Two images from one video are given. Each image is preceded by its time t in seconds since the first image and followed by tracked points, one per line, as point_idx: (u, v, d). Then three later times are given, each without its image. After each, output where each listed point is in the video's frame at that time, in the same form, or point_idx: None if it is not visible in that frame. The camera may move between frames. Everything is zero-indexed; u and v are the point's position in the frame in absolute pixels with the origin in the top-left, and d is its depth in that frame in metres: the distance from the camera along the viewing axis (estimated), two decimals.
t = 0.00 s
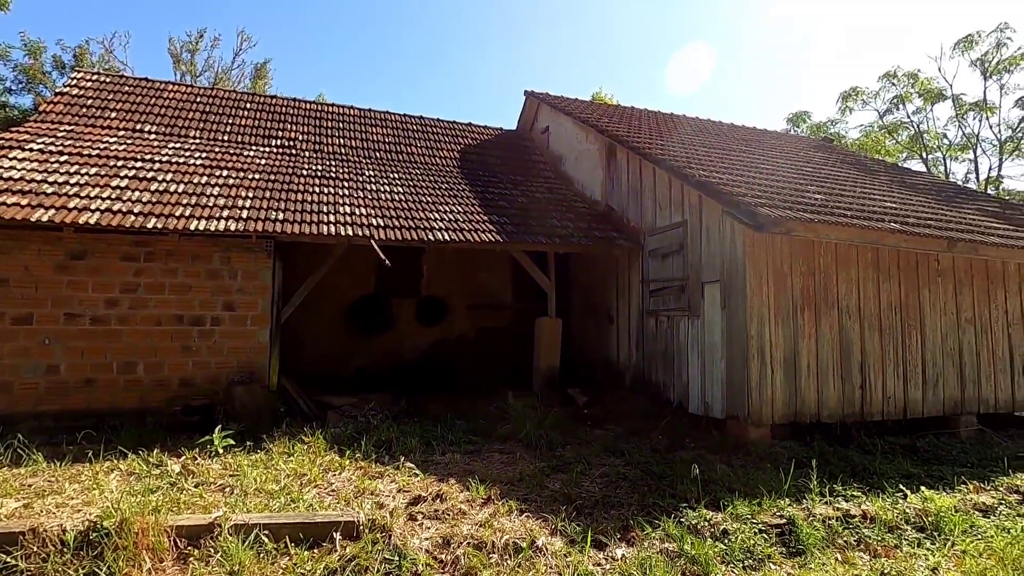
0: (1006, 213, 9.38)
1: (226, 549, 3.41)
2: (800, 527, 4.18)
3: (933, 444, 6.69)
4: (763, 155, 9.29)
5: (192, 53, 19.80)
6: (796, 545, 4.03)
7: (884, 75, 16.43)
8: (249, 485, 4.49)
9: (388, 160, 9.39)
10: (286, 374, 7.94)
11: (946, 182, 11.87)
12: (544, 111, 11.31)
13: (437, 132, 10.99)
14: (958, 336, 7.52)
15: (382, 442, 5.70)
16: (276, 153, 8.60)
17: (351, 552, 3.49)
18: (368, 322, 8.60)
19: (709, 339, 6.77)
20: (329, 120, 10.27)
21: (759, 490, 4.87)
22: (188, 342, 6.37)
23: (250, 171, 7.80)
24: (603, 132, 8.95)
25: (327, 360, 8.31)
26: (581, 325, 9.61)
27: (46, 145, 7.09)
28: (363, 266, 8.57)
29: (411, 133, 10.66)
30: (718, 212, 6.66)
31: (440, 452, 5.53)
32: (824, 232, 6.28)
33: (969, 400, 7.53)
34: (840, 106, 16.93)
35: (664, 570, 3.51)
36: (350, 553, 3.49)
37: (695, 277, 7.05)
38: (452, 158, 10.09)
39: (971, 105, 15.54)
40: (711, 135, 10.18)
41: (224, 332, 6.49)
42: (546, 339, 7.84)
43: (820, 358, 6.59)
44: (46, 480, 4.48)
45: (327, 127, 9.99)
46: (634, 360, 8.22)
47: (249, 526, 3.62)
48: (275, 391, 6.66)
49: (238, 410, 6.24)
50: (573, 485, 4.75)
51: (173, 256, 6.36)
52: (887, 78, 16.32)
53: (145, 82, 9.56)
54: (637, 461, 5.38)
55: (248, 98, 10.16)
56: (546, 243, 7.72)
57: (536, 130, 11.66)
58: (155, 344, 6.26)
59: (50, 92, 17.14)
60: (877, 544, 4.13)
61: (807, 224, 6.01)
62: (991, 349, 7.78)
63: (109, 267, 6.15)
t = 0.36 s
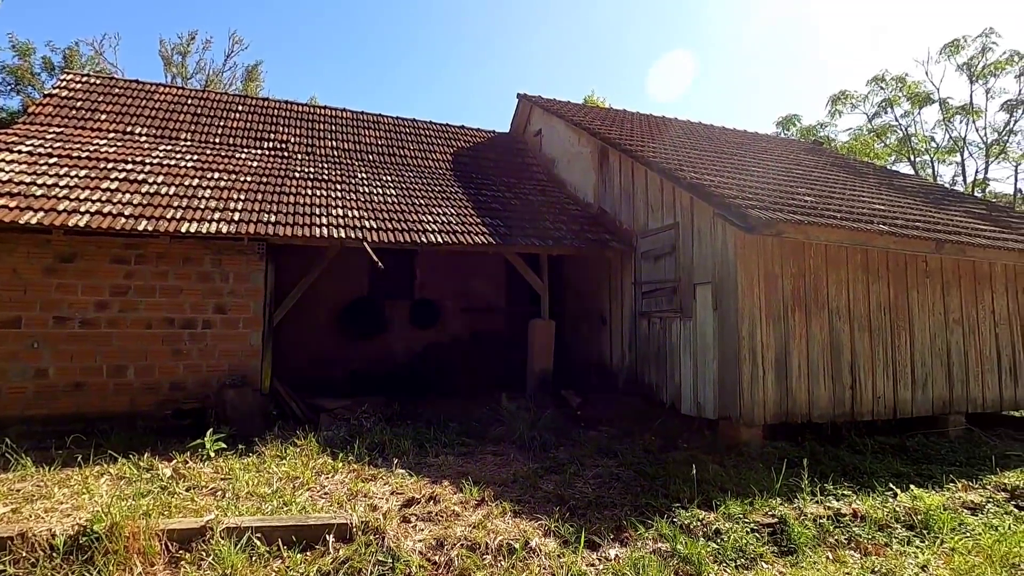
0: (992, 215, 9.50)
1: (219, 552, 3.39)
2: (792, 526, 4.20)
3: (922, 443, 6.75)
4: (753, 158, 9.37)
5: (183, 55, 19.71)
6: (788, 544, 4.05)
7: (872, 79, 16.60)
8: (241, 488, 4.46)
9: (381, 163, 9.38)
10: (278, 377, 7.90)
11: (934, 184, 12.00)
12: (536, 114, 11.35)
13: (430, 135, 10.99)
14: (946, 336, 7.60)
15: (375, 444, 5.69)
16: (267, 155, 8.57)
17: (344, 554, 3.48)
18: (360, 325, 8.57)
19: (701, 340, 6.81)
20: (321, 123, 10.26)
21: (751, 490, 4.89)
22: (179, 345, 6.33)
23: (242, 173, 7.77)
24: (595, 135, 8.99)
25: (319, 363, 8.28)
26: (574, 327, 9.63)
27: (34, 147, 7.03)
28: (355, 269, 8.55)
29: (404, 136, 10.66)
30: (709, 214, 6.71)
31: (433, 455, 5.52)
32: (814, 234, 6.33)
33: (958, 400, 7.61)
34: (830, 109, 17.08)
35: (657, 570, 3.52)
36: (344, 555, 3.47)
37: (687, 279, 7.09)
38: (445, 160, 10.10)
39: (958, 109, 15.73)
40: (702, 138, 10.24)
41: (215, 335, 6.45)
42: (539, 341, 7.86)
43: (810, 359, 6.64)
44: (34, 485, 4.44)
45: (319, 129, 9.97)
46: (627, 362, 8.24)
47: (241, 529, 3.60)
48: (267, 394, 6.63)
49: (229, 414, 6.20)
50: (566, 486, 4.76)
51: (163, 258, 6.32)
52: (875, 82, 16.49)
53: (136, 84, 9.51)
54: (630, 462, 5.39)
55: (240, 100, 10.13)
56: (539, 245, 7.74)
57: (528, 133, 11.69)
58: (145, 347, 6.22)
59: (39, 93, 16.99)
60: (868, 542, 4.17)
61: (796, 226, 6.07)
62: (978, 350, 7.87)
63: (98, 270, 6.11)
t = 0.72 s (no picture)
0: (989, 215, 9.51)
1: (212, 554, 3.38)
2: (788, 527, 4.19)
3: (919, 443, 6.74)
4: (750, 158, 9.37)
5: (181, 57, 19.72)
6: (786, 545, 4.04)
7: (869, 80, 16.64)
8: (237, 490, 4.45)
9: (378, 164, 9.37)
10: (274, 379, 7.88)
11: (931, 184, 12.01)
12: (533, 115, 11.35)
13: (427, 136, 10.99)
14: (943, 336, 7.60)
15: (371, 446, 5.67)
16: (264, 156, 8.56)
17: (338, 556, 3.47)
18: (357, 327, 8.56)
19: (697, 341, 6.80)
20: (318, 124, 10.25)
21: (747, 490, 4.88)
22: (175, 346, 6.32)
23: (238, 175, 7.76)
24: (592, 135, 8.98)
25: (316, 365, 8.26)
26: (571, 327, 9.63)
27: (30, 148, 7.02)
28: (352, 270, 8.54)
29: (401, 137, 10.65)
30: (706, 214, 6.70)
31: (430, 456, 5.50)
32: (810, 234, 6.33)
33: (955, 400, 7.61)
34: (827, 110, 17.11)
35: (653, 571, 3.51)
36: (338, 557, 3.46)
37: (684, 279, 7.08)
38: (442, 161, 10.10)
39: (954, 109, 15.77)
40: (699, 139, 10.23)
41: (211, 336, 6.43)
42: (536, 342, 7.85)
43: (808, 358, 6.64)
44: (28, 488, 4.42)
45: (316, 130, 9.97)
46: (624, 363, 8.24)
47: (235, 531, 3.59)
48: (264, 395, 6.62)
49: (225, 416, 6.19)
50: (563, 487, 4.75)
51: (159, 260, 6.31)
52: (872, 82, 16.53)
53: (132, 86, 9.50)
54: (627, 463, 5.39)
55: (237, 102, 10.12)
56: (536, 246, 7.73)
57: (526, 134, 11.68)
58: (141, 349, 6.20)
59: (34, 95, 16.98)
60: (865, 542, 4.16)
61: (793, 225, 6.07)
62: (975, 349, 7.87)
63: (94, 272, 6.09)
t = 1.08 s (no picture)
0: (991, 214, 9.45)
1: (208, 555, 3.36)
2: (789, 528, 4.16)
3: (921, 444, 6.70)
4: (750, 157, 9.33)
5: (181, 57, 19.74)
6: (786, 546, 4.01)
7: (871, 78, 16.58)
8: (234, 491, 4.43)
9: (378, 164, 9.36)
10: (274, 380, 7.87)
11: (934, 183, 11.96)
12: (534, 115, 11.32)
13: (427, 136, 10.97)
14: (945, 336, 7.56)
15: (370, 446, 5.65)
16: (263, 156, 8.55)
17: (335, 557, 3.45)
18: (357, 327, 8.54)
19: (698, 341, 6.77)
20: (318, 124, 10.24)
21: (747, 491, 4.85)
22: (174, 347, 6.30)
23: (237, 175, 7.75)
24: (592, 135, 8.96)
25: (316, 366, 8.25)
26: (571, 327, 9.60)
27: (29, 149, 7.02)
28: (352, 271, 8.53)
29: (401, 137, 10.63)
30: (706, 214, 6.67)
31: (428, 456, 5.49)
32: (811, 233, 6.29)
33: (958, 400, 7.57)
34: (828, 109, 17.06)
35: (651, 572, 3.49)
36: (334, 558, 3.44)
37: (684, 279, 7.05)
38: (442, 161, 10.08)
39: (956, 108, 15.71)
40: (700, 138, 10.19)
41: (210, 337, 6.42)
42: (537, 342, 7.83)
43: (809, 359, 6.60)
44: (25, 489, 4.41)
45: (316, 131, 9.96)
46: (625, 363, 8.21)
47: (231, 532, 3.57)
48: (263, 396, 6.61)
49: (224, 416, 6.18)
50: (562, 488, 4.72)
51: (158, 260, 6.30)
52: (874, 81, 16.47)
53: (132, 86, 9.50)
54: (627, 463, 5.36)
55: (237, 102, 10.11)
56: (536, 246, 7.70)
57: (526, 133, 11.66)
58: (140, 350, 6.19)
59: (34, 96, 17.01)
60: (866, 544, 4.13)
61: (793, 224, 6.03)
62: (978, 349, 7.82)
63: (93, 272, 6.08)
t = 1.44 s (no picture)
0: (997, 212, 9.38)
1: (207, 555, 3.35)
2: (792, 529, 4.12)
3: (926, 443, 6.64)
4: (753, 155, 9.28)
5: (184, 57, 19.77)
6: (789, 547, 3.97)
7: (875, 75, 16.48)
8: (234, 490, 4.42)
9: (379, 162, 9.34)
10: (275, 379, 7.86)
11: (939, 181, 11.87)
12: (536, 113, 11.28)
13: (429, 135, 10.94)
14: (950, 334, 7.50)
15: (371, 446, 5.63)
16: (265, 155, 8.54)
17: (334, 557, 3.43)
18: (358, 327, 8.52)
19: (701, 340, 6.73)
20: (320, 123, 10.22)
21: (750, 491, 4.81)
22: (175, 346, 6.30)
23: (238, 174, 7.74)
24: (594, 133, 8.92)
25: (317, 365, 8.24)
26: (573, 327, 9.56)
27: (31, 148, 7.03)
28: (353, 270, 8.51)
29: (403, 136, 10.60)
30: (709, 212, 6.63)
31: (429, 456, 5.46)
32: (814, 231, 6.24)
33: (963, 399, 7.51)
34: (832, 107, 16.97)
35: (652, 572, 3.45)
36: (333, 559, 3.42)
37: (686, 278, 7.01)
38: (444, 160, 10.05)
39: (962, 105, 15.60)
40: (703, 136, 10.14)
41: (211, 336, 6.41)
42: (538, 342, 7.80)
43: (812, 358, 6.55)
44: (26, 488, 4.40)
45: (318, 129, 9.95)
46: (627, 362, 8.17)
47: (230, 532, 3.55)
48: (264, 395, 6.60)
49: (225, 416, 6.17)
50: (563, 488, 4.69)
51: (159, 260, 6.29)
52: (878, 78, 16.36)
53: (134, 86, 9.50)
54: (629, 463, 5.32)
55: (238, 101, 10.11)
56: (537, 245, 7.66)
57: (528, 132, 11.63)
58: (141, 349, 6.19)
59: (36, 96, 17.06)
60: (870, 545, 4.08)
61: (796, 223, 5.99)
62: (983, 348, 7.76)
63: (93, 272, 6.08)
